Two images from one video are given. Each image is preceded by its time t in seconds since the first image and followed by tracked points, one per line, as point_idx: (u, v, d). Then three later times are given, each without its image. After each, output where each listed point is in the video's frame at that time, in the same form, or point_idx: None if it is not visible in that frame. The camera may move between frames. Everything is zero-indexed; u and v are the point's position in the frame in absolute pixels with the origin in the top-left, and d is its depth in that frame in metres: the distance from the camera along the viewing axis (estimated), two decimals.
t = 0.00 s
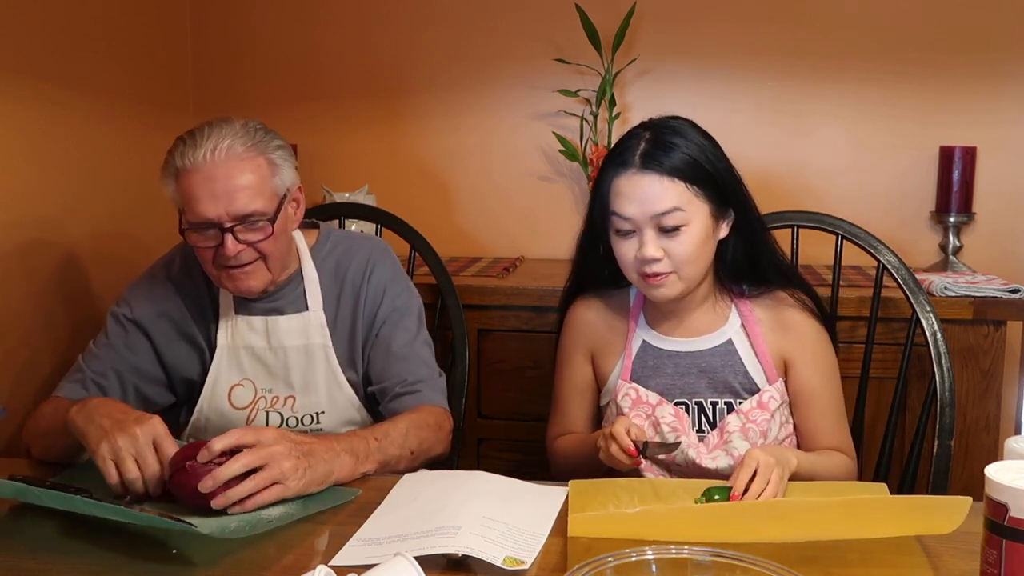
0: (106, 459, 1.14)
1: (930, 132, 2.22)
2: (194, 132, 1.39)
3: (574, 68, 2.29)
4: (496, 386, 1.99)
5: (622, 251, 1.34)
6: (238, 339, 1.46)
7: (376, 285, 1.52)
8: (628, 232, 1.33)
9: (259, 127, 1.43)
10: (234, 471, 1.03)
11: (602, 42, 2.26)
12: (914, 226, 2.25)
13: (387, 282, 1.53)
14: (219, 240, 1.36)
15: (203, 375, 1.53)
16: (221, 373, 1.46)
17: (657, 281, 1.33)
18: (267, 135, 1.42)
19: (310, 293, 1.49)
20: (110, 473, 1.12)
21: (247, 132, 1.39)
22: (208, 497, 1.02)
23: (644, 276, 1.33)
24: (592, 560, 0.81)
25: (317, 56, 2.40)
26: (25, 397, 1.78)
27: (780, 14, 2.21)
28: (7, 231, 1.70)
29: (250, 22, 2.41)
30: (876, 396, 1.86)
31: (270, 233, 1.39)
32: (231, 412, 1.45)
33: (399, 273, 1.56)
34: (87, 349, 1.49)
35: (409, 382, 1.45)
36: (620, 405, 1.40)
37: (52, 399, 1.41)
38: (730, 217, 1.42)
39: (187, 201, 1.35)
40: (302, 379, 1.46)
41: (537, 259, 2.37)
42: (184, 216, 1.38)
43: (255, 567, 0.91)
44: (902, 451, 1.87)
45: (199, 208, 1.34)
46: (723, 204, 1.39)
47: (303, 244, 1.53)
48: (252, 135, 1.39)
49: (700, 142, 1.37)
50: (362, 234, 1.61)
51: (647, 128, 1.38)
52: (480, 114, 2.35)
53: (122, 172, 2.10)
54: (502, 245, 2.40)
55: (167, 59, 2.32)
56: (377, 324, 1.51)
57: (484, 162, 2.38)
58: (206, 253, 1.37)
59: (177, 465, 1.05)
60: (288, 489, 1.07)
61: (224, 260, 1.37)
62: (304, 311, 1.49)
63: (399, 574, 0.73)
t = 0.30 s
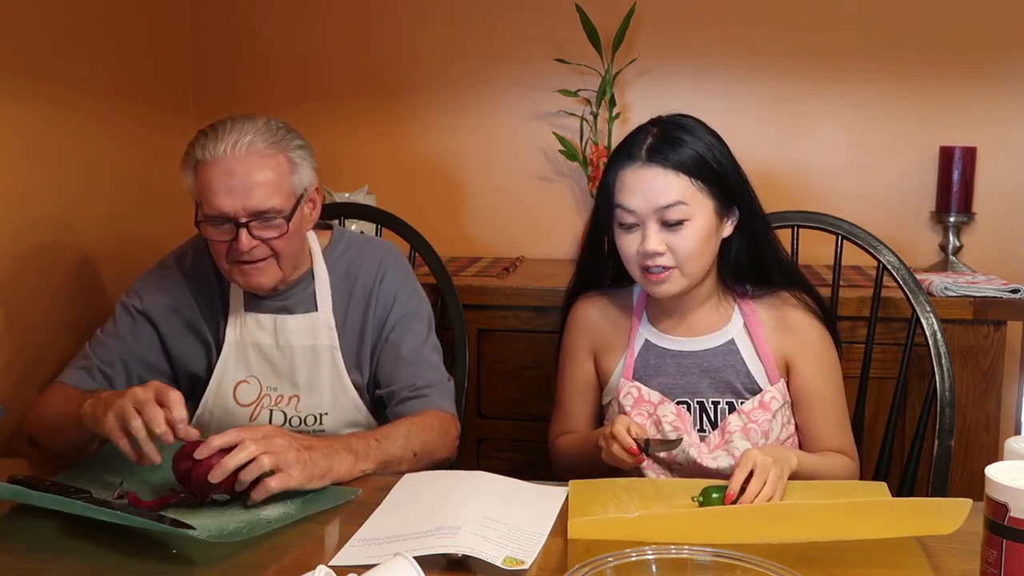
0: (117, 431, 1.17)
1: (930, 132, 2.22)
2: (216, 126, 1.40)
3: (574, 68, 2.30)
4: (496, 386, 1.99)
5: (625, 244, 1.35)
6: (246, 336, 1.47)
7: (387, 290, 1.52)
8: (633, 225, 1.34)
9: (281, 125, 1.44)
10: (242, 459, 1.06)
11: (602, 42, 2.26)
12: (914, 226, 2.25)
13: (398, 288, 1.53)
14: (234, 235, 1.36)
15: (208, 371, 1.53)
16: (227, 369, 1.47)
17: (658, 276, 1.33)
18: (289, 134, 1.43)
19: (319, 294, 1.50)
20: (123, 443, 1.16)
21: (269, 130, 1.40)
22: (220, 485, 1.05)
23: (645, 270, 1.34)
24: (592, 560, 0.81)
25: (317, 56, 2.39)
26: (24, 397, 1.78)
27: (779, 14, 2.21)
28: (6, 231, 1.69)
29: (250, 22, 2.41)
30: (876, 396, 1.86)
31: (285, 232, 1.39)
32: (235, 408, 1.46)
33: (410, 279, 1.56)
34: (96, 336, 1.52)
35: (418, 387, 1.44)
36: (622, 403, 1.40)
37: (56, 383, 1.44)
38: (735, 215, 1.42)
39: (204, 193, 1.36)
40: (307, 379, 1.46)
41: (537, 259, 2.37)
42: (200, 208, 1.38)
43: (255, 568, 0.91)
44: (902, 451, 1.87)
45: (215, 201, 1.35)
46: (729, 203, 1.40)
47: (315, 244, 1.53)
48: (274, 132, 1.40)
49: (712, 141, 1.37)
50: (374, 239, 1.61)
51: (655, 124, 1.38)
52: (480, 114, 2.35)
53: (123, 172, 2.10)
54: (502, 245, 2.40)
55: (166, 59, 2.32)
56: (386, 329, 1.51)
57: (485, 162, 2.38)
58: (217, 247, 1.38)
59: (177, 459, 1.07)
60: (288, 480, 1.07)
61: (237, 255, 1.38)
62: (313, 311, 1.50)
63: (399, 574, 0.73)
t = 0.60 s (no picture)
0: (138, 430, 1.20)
1: (930, 132, 2.22)
2: (242, 122, 1.40)
3: (574, 68, 2.30)
4: (497, 386, 1.99)
5: (633, 239, 1.34)
6: (257, 332, 1.47)
7: (398, 294, 1.52)
8: (642, 219, 1.34)
9: (307, 126, 1.44)
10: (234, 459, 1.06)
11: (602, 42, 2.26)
12: (914, 226, 2.25)
13: (410, 293, 1.53)
14: (250, 231, 1.37)
15: (217, 367, 1.54)
16: (235, 364, 1.47)
17: (664, 271, 1.33)
18: (314, 135, 1.43)
19: (331, 294, 1.50)
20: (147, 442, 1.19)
21: (294, 130, 1.41)
22: (213, 486, 1.05)
23: (652, 265, 1.34)
24: (592, 560, 0.81)
25: (317, 56, 2.39)
26: (23, 397, 1.78)
27: (779, 14, 2.21)
28: (6, 231, 1.69)
29: (250, 22, 2.41)
30: (876, 396, 1.86)
31: (301, 233, 1.39)
32: (241, 404, 1.46)
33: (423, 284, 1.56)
34: (106, 326, 1.52)
35: (424, 391, 1.44)
36: (624, 401, 1.40)
37: (64, 373, 1.45)
38: (741, 213, 1.42)
39: (224, 188, 1.36)
40: (314, 378, 1.46)
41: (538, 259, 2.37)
42: (219, 203, 1.39)
43: (257, 567, 0.91)
44: (901, 451, 1.87)
45: (233, 196, 1.36)
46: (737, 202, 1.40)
47: (331, 245, 1.53)
48: (299, 133, 1.41)
49: (722, 139, 1.37)
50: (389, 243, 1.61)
51: (666, 120, 1.39)
52: (480, 114, 2.35)
53: (123, 172, 2.10)
54: (503, 245, 2.40)
55: (166, 59, 2.32)
56: (396, 333, 1.51)
57: (485, 162, 2.38)
58: (230, 241, 1.38)
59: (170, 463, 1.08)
60: (283, 480, 1.07)
61: (252, 251, 1.38)
62: (324, 311, 1.50)
63: (400, 574, 0.73)
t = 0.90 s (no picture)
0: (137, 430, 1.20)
1: (930, 132, 2.22)
2: (251, 121, 1.40)
3: (574, 68, 2.30)
4: (497, 386, 1.99)
5: (637, 236, 1.34)
6: (258, 332, 1.47)
7: (401, 295, 1.52)
8: (646, 217, 1.34)
9: (314, 127, 1.44)
10: (235, 458, 1.06)
11: (602, 42, 2.26)
12: (914, 226, 2.25)
13: (413, 293, 1.53)
14: (255, 231, 1.37)
15: (220, 365, 1.54)
16: (237, 363, 1.47)
17: (667, 268, 1.33)
18: (321, 136, 1.43)
19: (334, 294, 1.50)
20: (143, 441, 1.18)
21: (302, 130, 1.41)
22: (214, 487, 1.05)
23: (656, 263, 1.33)
24: (592, 559, 0.81)
25: (317, 56, 2.39)
26: (23, 397, 1.78)
27: (779, 14, 2.21)
28: (6, 231, 1.69)
29: (250, 22, 2.41)
30: (876, 396, 1.86)
31: (306, 234, 1.39)
32: (242, 403, 1.46)
33: (426, 285, 1.56)
34: (110, 325, 1.52)
35: (425, 392, 1.44)
36: (626, 400, 1.40)
37: (67, 372, 1.45)
38: (747, 213, 1.43)
39: (231, 187, 1.36)
40: (315, 378, 1.46)
41: (538, 259, 2.37)
42: (224, 202, 1.39)
43: (256, 568, 0.91)
44: (902, 451, 1.87)
45: (240, 196, 1.35)
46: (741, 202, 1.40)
47: (335, 246, 1.53)
48: (306, 134, 1.41)
49: (728, 138, 1.37)
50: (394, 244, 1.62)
51: (673, 119, 1.39)
52: (480, 114, 2.35)
53: (123, 172, 2.10)
54: (503, 245, 2.40)
55: (166, 59, 2.32)
56: (399, 333, 1.51)
57: (485, 162, 2.38)
58: (235, 239, 1.38)
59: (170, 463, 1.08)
60: (280, 479, 1.06)
61: (257, 251, 1.38)
62: (327, 311, 1.50)
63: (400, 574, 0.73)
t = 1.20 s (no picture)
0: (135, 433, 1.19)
1: (930, 132, 2.22)
2: (250, 122, 1.41)
3: (574, 68, 2.30)
4: (497, 386, 1.99)
5: (639, 234, 1.35)
6: (258, 332, 1.47)
7: (401, 295, 1.52)
8: (656, 206, 1.34)
9: (313, 127, 1.44)
10: (234, 458, 1.06)
11: (602, 42, 2.26)
12: (914, 226, 2.25)
13: (413, 293, 1.53)
14: (254, 232, 1.37)
15: (220, 366, 1.53)
16: (237, 363, 1.47)
17: (670, 263, 1.33)
18: (320, 137, 1.43)
19: (334, 294, 1.50)
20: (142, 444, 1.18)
21: (301, 131, 1.41)
22: (214, 486, 1.05)
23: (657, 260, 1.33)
24: (592, 559, 0.81)
25: (317, 56, 2.39)
26: (24, 397, 1.78)
27: (779, 14, 2.21)
28: (6, 231, 1.69)
29: (249, 22, 2.41)
30: (876, 396, 1.86)
31: (305, 235, 1.39)
32: (242, 403, 1.46)
33: (425, 285, 1.56)
34: (111, 328, 1.52)
35: (424, 392, 1.44)
36: (626, 401, 1.40)
37: (68, 376, 1.45)
38: (751, 210, 1.43)
39: (230, 188, 1.36)
40: (315, 379, 1.46)
41: (538, 258, 2.37)
42: (223, 203, 1.39)
43: (256, 568, 0.91)
44: (902, 451, 1.87)
45: (239, 197, 1.36)
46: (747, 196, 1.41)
47: (334, 246, 1.53)
48: (305, 134, 1.41)
49: (729, 139, 1.37)
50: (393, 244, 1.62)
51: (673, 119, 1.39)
52: (480, 114, 2.35)
53: (123, 172, 2.10)
54: (503, 245, 2.40)
55: (166, 59, 2.32)
56: (399, 333, 1.51)
57: (485, 162, 2.38)
58: (234, 241, 1.38)
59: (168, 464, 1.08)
60: (279, 479, 1.07)
61: (256, 252, 1.38)
62: (327, 312, 1.50)
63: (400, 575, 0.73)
